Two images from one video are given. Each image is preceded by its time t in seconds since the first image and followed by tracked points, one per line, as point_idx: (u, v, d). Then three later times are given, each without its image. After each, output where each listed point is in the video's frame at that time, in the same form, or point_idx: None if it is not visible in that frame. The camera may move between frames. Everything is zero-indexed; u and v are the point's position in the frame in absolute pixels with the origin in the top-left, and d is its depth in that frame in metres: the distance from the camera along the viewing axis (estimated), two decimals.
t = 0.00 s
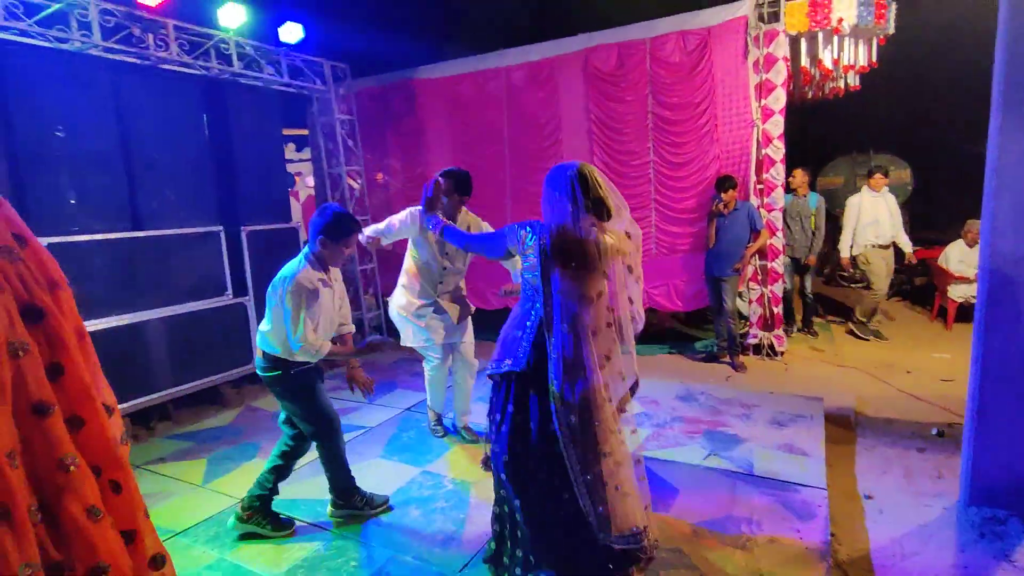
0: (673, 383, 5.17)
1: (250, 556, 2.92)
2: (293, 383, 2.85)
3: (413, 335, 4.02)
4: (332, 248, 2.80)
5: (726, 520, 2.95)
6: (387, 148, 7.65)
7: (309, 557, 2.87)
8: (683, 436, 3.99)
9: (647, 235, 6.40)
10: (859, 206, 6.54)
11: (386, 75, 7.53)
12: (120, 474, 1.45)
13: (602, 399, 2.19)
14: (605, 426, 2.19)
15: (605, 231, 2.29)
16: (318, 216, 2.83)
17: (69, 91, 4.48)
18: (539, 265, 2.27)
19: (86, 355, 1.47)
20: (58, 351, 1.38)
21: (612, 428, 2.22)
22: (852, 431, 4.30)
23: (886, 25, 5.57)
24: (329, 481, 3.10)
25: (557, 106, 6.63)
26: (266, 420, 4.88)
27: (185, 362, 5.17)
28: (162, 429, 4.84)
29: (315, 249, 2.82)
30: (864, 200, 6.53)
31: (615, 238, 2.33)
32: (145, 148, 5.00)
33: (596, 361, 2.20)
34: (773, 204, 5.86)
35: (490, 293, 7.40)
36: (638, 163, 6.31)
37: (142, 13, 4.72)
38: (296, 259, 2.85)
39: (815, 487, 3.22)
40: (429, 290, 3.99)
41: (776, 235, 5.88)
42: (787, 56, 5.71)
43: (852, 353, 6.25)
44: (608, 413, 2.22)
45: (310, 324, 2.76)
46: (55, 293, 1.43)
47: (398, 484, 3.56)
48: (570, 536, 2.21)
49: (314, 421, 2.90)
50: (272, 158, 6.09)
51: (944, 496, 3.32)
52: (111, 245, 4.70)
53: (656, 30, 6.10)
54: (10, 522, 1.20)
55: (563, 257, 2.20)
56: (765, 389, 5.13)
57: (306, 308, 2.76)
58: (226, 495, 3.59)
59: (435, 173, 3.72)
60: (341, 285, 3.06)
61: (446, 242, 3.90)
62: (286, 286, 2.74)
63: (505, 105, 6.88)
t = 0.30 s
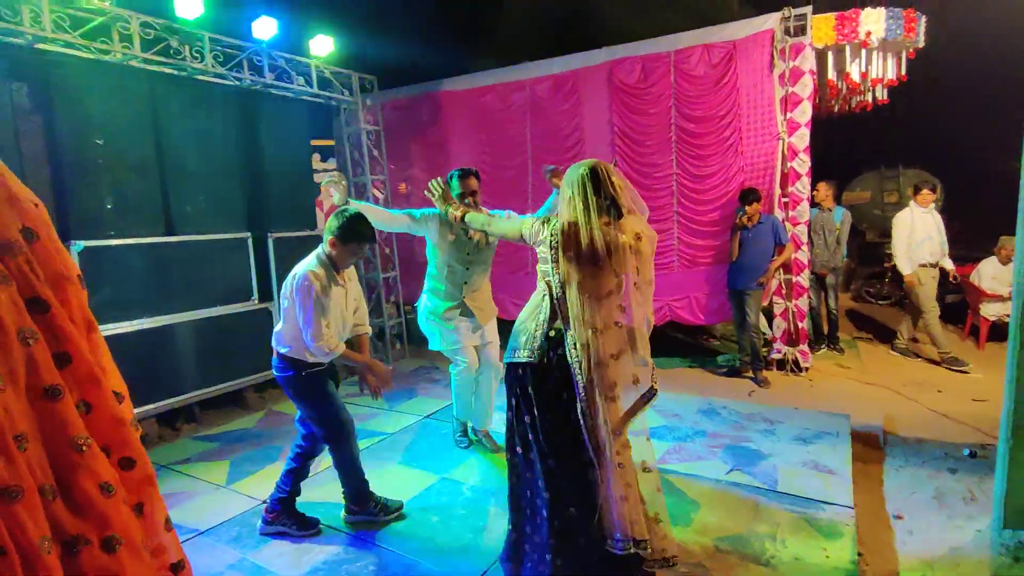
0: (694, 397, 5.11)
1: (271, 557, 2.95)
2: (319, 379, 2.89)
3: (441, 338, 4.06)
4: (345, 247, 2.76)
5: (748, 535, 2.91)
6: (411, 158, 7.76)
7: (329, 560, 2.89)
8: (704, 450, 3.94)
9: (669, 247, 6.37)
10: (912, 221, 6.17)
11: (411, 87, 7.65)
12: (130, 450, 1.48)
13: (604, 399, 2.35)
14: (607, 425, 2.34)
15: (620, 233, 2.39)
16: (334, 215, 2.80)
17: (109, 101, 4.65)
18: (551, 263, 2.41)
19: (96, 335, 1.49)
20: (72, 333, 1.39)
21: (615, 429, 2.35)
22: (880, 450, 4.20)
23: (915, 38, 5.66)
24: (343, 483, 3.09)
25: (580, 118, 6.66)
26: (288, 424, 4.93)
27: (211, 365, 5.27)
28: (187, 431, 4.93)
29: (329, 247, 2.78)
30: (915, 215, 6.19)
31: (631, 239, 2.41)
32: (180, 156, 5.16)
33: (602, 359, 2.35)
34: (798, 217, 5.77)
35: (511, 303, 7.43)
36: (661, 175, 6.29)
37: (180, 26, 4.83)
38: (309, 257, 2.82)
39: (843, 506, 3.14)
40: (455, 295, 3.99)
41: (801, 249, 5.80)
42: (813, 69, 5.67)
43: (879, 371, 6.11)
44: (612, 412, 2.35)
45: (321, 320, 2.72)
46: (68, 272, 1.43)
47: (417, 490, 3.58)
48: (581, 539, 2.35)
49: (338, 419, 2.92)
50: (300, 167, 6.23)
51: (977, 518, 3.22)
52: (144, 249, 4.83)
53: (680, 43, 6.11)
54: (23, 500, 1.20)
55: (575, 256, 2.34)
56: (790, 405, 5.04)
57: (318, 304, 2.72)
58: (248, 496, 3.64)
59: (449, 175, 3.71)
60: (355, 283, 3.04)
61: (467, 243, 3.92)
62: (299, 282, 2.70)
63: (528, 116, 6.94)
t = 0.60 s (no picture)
0: (713, 410, 5.05)
1: (288, 559, 2.96)
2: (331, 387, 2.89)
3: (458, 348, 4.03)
4: (354, 249, 2.72)
5: (769, 552, 2.86)
6: (431, 167, 7.85)
7: (346, 565, 2.89)
8: (723, 464, 3.89)
9: (688, 259, 6.34)
10: (964, 240, 5.88)
11: (432, 98, 7.75)
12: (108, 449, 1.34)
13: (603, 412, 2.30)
14: (606, 443, 2.29)
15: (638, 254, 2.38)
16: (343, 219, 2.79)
17: (141, 109, 4.81)
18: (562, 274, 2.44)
19: (93, 323, 1.39)
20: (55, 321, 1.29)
21: (615, 449, 2.30)
22: (905, 469, 4.11)
23: (941, 51, 5.61)
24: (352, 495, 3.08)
25: (600, 130, 6.68)
26: (306, 429, 4.97)
27: (232, 369, 5.35)
28: (207, 434, 4.99)
29: (339, 250, 2.76)
30: (966, 232, 5.90)
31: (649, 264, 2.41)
32: (207, 162, 5.29)
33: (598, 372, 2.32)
34: (821, 230, 5.72)
35: (528, 313, 7.44)
36: (681, 187, 6.28)
37: (210, 36, 4.98)
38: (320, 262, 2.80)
39: (867, 525, 3.07)
40: (471, 303, 3.98)
41: (823, 262, 5.73)
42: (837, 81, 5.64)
43: (904, 388, 5.99)
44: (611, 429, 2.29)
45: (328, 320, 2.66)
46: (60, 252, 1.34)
47: (432, 497, 3.57)
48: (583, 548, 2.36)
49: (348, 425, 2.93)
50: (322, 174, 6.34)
51: (1007, 541, 3.13)
52: (170, 253, 4.94)
53: (701, 56, 6.13)
54: None
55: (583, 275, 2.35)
56: (811, 421, 4.96)
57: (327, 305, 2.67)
58: (266, 498, 3.67)
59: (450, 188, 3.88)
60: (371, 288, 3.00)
61: (478, 249, 3.93)
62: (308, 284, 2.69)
63: (548, 127, 6.98)
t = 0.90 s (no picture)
0: (722, 421, 5.01)
1: (295, 564, 2.96)
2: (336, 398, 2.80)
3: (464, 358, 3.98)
4: (358, 258, 2.74)
5: (780, 566, 2.82)
6: (443, 175, 7.90)
7: (351, 570, 2.89)
8: (733, 476, 3.85)
9: (698, 269, 6.31)
10: (994, 253, 5.78)
11: (444, 107, 7.82)
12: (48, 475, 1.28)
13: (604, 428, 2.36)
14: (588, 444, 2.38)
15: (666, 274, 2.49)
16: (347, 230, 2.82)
17: (158, 115, 4.91)
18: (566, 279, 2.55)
19: (77, 325, 1.39)
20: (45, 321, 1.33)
21: (602, 450, 2.36)
22: (919, 485, 4.05)
23: (956, 63, 5.56)
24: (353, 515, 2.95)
25: (611, 139, 6.69)
26: (314, 434, 4.99)
27: (242, 373, 5.38)
28: (216, 437, 5.01)
29: (344, 259, 2.77)
30: (998, 246, 5.77)
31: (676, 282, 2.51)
32: (222, 168, 5.37)
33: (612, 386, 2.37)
34: (833, 241, 5.65)
35: (537, 321, 7.44)
36: (692, 197, 6.27)
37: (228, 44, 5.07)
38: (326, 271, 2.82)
39: (879, 540, 3.02)
40: (478, 313, 3.97)
41: (835, 274, 5.67)
42: (850, 93, 5.59)
43: (918, 402, 5.91)
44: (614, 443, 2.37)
45: (330, 325, 2.66)
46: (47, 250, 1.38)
47: (439, 505, 3.56)
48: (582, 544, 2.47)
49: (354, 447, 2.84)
50: (334, 181, 6.42)
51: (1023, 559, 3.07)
52: (184, 257, 5.00)
53: (713, 66, 6.14)
54: None
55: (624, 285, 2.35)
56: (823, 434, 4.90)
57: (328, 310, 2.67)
58: (273, 502, 3.68)
59: (454, 197, 3.80)
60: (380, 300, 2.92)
61: (485, 260, 3.92)
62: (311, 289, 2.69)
63: (559, 136, 7.00)
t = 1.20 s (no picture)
0: (720, 428, 5.00)
1: (291, 568, 2.94)
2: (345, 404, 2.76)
3: (453, 358, 3.92)
4: (353, 257, 2.63)
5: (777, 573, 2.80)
6: (443, 180, 7.90)
7: None
8: (731, 483, 3.84)
9: (698, 275, 6.31)
10: (1003, 262, 5.70)
11: (445, 111, 7.83)
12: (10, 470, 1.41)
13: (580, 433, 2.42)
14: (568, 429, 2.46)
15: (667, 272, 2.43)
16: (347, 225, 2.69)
17: (159, 119, 4.93)
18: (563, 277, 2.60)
19: (56, 332, 1.50)
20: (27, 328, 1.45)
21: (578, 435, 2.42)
22: (918, 493, 4.03)
23: (955, 70, 5.58)
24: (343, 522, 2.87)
25: (611, 145, 6.70)
26: (311, 438, 4.97)
27: (240, 377, 5.37)
28: (213, 441, 4.99)
29: (342, 259, 2.68)
30: (1006, 254, 5.70)
31: (680, 278, 2.42)
32: (222, 172, 5.38)
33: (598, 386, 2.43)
34: (832, 248, 5.63)
35: (536, 326, 7.43)
36: (692, 203, 6.28)
37: (230, 48, 5.08)
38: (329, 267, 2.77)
39: (878, 548, 3.01)
40: (468, 311, 3.94)
41: (835, 281, 5.66)
42: (849, 100, 5.59)
43: (917, 410, 5.89)
44: (591, 446, 2.40)
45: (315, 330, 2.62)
46: (30, 259, 1.48)
47: (436, 510, 3.55)
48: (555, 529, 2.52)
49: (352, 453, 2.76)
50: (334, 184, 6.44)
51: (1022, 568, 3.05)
52: (183, 260, 5.00)
53: (714, 73, 6.15)
54: None
55: (612, 284, 2.36)
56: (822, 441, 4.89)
57: (315, 314, 2.62)
58: (269, 507, 3.67)
59: (448, 196, 3.87)
60: (377, 297, 2.88)
61: (477, 258, 3.92)
62: (303, 291, 2.66)
63: (559, 142, 7.01)
